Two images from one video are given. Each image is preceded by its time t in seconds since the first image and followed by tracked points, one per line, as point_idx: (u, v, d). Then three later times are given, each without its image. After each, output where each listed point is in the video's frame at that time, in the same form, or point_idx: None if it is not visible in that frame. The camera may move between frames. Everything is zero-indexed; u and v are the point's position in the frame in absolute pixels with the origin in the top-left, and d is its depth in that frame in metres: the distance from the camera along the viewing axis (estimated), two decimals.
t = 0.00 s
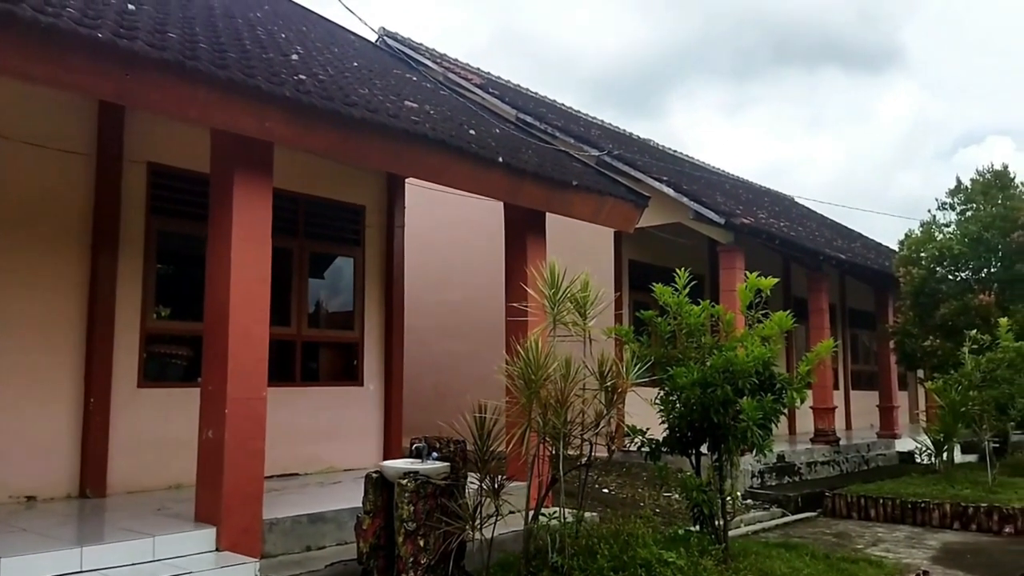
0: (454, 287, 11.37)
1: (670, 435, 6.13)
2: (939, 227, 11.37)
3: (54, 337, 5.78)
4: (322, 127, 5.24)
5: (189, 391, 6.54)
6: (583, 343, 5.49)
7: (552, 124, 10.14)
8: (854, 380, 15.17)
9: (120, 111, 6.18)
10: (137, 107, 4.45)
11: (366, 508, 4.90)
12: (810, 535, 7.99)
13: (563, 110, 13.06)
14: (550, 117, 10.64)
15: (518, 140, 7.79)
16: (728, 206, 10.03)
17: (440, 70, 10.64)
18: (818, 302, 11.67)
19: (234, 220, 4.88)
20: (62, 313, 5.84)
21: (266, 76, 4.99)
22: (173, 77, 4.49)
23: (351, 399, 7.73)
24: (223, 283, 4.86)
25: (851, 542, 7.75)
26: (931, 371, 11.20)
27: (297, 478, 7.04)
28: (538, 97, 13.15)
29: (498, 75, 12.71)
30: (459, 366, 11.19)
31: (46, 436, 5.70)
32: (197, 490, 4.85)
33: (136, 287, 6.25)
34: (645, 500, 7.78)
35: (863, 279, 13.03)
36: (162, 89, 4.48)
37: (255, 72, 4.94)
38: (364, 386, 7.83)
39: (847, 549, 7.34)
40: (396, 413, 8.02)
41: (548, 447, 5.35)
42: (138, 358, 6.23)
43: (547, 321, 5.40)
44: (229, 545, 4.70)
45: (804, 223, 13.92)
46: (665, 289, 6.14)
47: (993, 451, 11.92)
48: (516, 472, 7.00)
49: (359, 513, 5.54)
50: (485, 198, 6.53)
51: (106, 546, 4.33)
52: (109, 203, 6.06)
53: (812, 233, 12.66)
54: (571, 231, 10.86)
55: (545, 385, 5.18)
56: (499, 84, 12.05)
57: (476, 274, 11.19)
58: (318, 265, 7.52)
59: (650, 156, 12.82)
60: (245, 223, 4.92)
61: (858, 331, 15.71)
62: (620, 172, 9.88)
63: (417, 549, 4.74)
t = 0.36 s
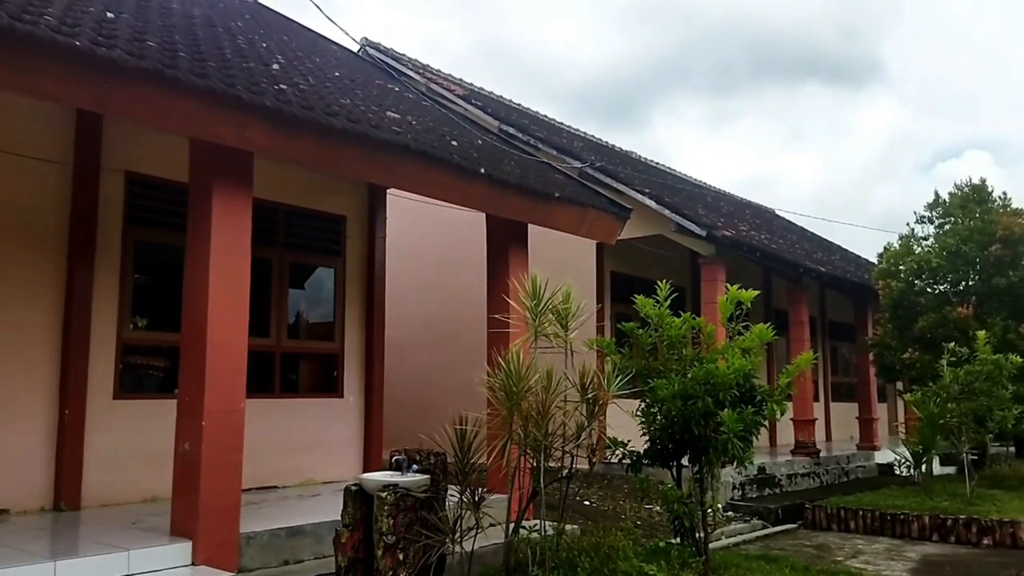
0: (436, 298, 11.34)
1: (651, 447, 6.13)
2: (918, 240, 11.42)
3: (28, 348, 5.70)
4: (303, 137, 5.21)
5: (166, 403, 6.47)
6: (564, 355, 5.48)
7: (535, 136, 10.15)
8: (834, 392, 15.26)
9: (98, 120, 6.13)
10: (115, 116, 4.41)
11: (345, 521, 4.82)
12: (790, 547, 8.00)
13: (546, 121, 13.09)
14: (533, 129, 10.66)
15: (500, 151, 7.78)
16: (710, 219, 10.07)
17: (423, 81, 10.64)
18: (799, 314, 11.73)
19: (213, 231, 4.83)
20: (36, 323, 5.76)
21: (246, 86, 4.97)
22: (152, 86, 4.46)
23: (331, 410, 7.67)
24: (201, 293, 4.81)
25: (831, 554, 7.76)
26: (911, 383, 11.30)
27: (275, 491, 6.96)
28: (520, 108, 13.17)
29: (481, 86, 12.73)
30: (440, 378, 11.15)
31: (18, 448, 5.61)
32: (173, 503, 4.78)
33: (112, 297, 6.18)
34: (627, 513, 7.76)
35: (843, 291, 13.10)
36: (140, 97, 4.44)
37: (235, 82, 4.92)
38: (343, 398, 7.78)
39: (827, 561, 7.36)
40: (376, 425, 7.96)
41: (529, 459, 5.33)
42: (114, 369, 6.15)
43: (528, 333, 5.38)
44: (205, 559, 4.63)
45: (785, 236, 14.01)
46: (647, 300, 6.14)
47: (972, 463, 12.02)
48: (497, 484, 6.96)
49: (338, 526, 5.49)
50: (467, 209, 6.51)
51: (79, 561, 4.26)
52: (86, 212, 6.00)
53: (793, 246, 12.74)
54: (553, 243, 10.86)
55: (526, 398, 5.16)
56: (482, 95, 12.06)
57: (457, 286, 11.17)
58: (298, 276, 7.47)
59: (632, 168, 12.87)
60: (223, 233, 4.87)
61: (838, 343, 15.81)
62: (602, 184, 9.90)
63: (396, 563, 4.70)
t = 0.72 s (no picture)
0: (418, 309, 11.30)
1: (631, 460, 6.12)
2: (897, 255, 11.54)
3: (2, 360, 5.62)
4: (283, 147, 5.19)
5: (142, 415, 6.40)
6: (545, 367, 5.47)
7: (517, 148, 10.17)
8: (814, 405, 15.33)
9: (77, 129, 6.08)
10: (94, 125, 4.37)
11: (323, 535, 4.76)
12: (770, 560, 8.01)
13: (528, 134, 13.13)
14: (515, 142, 10.69)
15: (482, 164, 7.78)
16: (691, 232, 10.11)
17: (405, 93, 10.64)
18: (779, 328, 11.79)
19: (192, 242, 4.79)
20: (11, 334, 5.68)
21: (227, 96, 4.94)
22: (131, 96, 4.42)
23: (310, 424, 7.62)
24: (178, 305, 4.76)
25: (811, 567, 7.78)
26: (889, 397, 11.37)
27: (253, 505, 6.89)
28: (503, 121, 13.20)
29: (463, 99, 12.75)
30: (420, 391, 11.11)
31: None
32: (149, 517, 4.72)
33: (89, 308, 6.11)
34: (607, 526, 7.74)
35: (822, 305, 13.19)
36: (119, 106, 4.40)
37: (215, 92, 4.89)
38: (323, 411, 7.72)
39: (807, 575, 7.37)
40: (356, 438, 7.91)
41: (509, 472, 5.31)
42: (89, 381, 6.07)
43: (510, 345, 5.37)
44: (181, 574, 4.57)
45: (766, 250, 14.10)
46: (628, 313, 6.15)
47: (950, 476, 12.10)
48: (477, 497, 6.91)
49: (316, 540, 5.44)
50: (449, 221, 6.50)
51: None
52: (63, 222, 5.93)
53: (773, 260, 12.83)
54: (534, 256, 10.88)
55: (507, 410, 5.14)
56: (464, 107, 12.08)
57: (438, 299, 11.14)
58: (278, 287, 7.42)
59: (614, 181, 12.92)
60: (201, 243, 4.83)
61: (818, 356, 15.91)
62: (585, 197, 9.93)
63: None
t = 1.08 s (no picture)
0: (402, 318, 11.26)
1: (615, 471, 6.11)
2: (879, 267, 11.62)
3: None
4: (268, 156, 5.16)
5: (122, 426, 6.33)
6: (529, 378, 5.46)
7: (502, 159, 10.18)
8: (798, 416, 15.40)
9: (59, 136, 6.03)
10: (77, 133, 4.33)
11: (305, 547, 4.67)
12: (754, 572, 8.01)
13: (514, 145, 13.16)
14: (500, 152, 10.70)
15: (467, 174, 7.78)
16: (675, 243, 10.14)
17: (391, 102, 10.64)
18: (762, 339, 11.83)
19: (174, 251, 4.76)
20: None
21: (211, 105, 4.92)
22: (114, 103, 4.39)
23: (292, 435, 7.56)
24: (160, 315, 4.71)
25: None
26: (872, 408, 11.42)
27: (233, 517, 6.82)
28: (488, 131, 13.21)
29: (448, 109, 12.76)
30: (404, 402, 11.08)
31: None
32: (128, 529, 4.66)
33: (69, 317, 6.05)
34: (591, 538, 7.73)
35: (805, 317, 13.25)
36: (102, 113, 4.37)
37: (199, 100, 4.87)
38: (306, 422, 7.67)
39: None
40: (338, 449, 7.87)
41: (493, 483, 5.29)
42: (68, 391, 6.00)
43: (494, 356, 5.35)
44: None
45: (749, 262, 14.17)
46: (612, 324, 6.15)
47: (932, 487, 12.17)
48: (460, 509, 6.87)
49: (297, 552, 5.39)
50: (434, 231, 6.49)
51: None
52: (43, 230, 5.88)
53: (757, 271, 12.88)
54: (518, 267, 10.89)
55: (490, 421, 5.11)
56: (450, 117, 12.09)
57: (423, 309, 11.12)
58: (261, 296, 7.37)
59: (599, 192, 12.96)
60: (183, 252, 4.79)
61: (801, 368, 15.99)
62: (570, 208, 9.95)
63: None
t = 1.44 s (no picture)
0: (386, 328, 11.20)
1: (598, 483, 6.09)
2: (861, 279, 11.69)
3: None
4: (252, 164, 5.13)
5: (102, 436, 6.26)
6: (513, 388, 5.45)
7: (488, 169, 10.19)
8: (781, 428, 15.44)
9: (39, 144, 5.98)
10: (57, 140, 4.30)
11: (286, 559, 4.71)
12: None
13: (499, 155, 13.18)
14: (485, 162, 10.71)
15: (452, 184, 7.77)
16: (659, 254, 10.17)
17: (376, 112, 10.64)
18: (746, 350, 11.86)
19: (155, 260, 4.72)
20: None
21: (194, 113, 4.89)
22: (96, 111, 4.36)
23: (274, 445, 7.50)
24: (141, 324, 4.67)
25: None
26: (855, 420, 11.47)
27: (213, 529, 6.75)
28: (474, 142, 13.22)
29: (434, 119, 12.77)
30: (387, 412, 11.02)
31: None
32: (106, 541, 4.60)
33: (47, 326, 5.98)
34: (575, 550, 7.70)
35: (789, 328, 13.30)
36: (83, 121, 4.33)
37: (182, 109, 4.84)
38: (288, 432, 7.62)
39: None
40: (320, 461, 7.81)
41: (476, 495, 5.26)
42: (47, 401, 5.93)
43: (478, 366, 5.34)
44: None
45: (734, 273, 14.23)
46: (596, 335, 6.15)
47: (914, 498, 12.23)
48: (443, 521, 6.83)
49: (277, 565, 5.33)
50: (418, 241, 6.47)
51: None
52: (22, 238, 5.82)
53: (741, 283, 12.94)
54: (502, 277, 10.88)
55: (474, 432, 5.09)
56: (435, 127, 12.10)
57: (407, 319, 11.07)
58: (243, 305, 7.32)
59: (584, 203, 12.98)
60: (165, 260, 4.75)
61: (785, 379, 16.05)
62: (554, 219, 9.95)
63: None
